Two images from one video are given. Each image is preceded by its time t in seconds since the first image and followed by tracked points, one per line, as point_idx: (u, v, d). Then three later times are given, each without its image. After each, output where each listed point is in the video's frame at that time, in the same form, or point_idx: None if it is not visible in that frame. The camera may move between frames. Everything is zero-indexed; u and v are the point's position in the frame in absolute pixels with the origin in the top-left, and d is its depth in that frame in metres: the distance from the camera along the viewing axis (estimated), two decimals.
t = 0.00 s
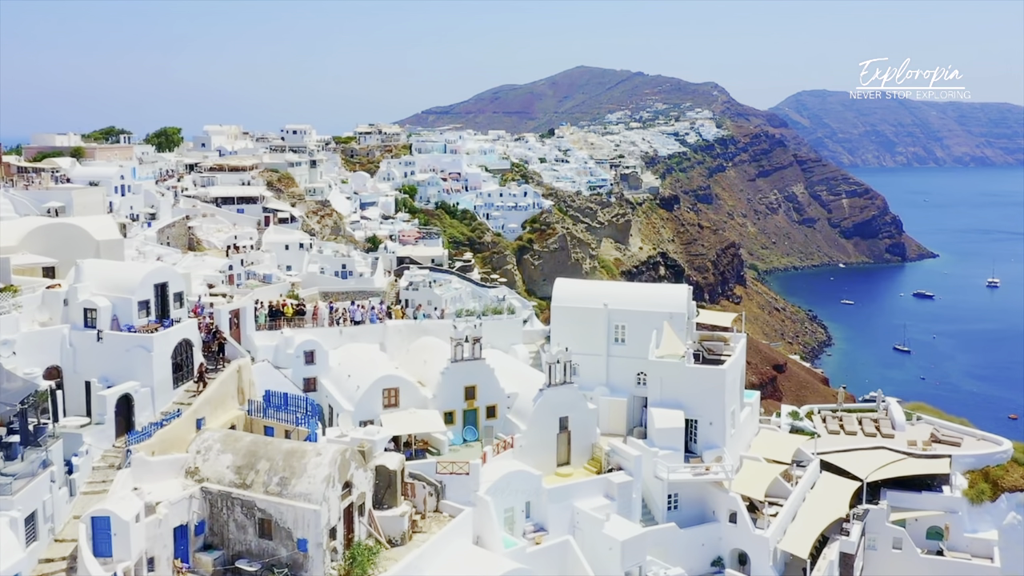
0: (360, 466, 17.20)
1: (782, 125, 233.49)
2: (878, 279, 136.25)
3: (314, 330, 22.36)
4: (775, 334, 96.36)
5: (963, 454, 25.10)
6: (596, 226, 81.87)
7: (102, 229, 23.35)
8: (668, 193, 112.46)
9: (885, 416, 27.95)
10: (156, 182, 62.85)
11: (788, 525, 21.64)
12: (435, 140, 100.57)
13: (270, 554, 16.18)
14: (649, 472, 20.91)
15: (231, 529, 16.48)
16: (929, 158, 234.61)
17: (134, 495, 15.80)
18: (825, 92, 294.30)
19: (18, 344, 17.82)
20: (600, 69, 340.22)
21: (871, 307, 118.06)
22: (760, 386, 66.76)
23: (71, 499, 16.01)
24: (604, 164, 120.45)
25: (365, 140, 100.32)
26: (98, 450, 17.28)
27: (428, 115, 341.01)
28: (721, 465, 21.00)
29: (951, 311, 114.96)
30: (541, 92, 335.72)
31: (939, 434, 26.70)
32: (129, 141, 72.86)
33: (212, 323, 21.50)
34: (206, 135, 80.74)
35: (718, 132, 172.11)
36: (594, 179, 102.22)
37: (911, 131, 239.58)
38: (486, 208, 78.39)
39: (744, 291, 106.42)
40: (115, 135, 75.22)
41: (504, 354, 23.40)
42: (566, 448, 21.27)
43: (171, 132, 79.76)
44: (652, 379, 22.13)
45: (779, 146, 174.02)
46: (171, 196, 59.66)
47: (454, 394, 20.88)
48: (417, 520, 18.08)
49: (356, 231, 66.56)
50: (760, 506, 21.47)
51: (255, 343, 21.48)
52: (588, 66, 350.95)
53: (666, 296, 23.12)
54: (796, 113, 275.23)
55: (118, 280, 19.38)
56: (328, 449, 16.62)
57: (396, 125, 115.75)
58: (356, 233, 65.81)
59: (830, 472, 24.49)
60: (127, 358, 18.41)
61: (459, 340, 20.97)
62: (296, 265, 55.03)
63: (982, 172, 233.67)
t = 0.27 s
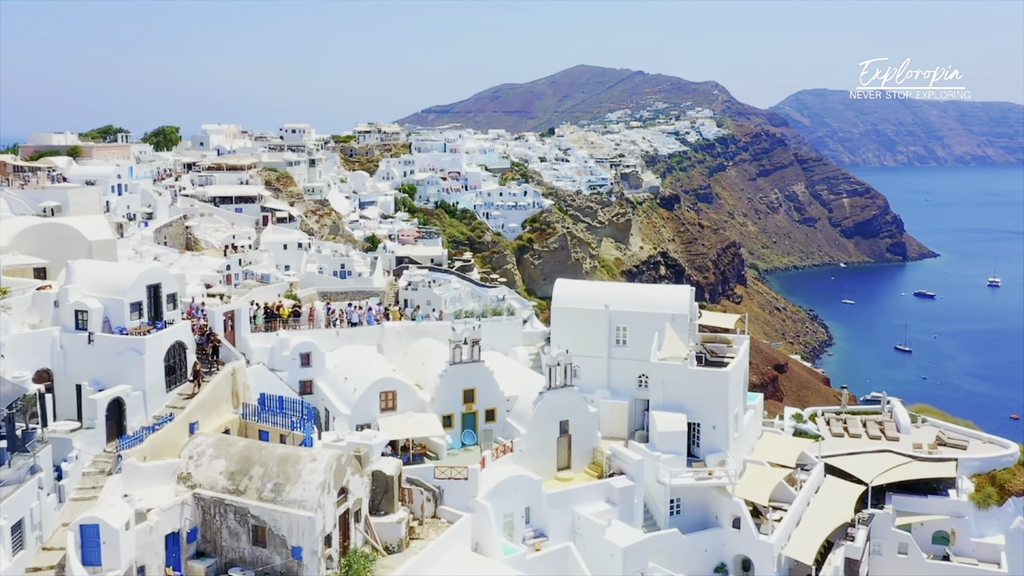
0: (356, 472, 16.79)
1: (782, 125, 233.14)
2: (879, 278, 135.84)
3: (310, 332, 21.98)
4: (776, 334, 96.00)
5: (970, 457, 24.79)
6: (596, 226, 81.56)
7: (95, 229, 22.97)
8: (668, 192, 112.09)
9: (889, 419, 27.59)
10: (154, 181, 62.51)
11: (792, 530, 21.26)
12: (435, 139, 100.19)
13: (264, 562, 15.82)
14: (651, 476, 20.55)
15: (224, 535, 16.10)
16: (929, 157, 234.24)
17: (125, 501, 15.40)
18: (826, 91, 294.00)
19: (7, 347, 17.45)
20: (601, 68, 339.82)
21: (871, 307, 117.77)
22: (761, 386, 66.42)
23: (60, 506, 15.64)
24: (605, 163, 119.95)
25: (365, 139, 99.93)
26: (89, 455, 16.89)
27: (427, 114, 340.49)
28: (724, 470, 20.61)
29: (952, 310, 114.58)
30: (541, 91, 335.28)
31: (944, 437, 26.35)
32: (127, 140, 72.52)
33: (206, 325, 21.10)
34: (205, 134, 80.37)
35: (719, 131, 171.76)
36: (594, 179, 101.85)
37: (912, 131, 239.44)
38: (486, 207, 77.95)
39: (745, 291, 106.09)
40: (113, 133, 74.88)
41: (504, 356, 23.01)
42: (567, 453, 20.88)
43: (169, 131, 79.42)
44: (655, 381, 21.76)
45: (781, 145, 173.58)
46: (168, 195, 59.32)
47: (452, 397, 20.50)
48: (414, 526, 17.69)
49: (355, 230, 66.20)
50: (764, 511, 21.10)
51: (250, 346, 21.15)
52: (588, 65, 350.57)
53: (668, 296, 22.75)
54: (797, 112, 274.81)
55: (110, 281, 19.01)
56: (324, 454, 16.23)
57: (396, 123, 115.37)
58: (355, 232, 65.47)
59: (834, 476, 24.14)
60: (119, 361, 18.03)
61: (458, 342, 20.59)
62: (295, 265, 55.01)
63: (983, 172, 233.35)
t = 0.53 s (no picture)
0: (352, 478, 16.38)
1: (783, 124, 232.71)
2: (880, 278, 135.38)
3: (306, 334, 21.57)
4: (777, 334, 95.60)
5: (977, 462, 24.41)
6: (597, 225, 81.13)
7: (87, 229, 22.58)
8: (669, 191, 111.64)
9: (894, 422, 27.22)
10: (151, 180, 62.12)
11: (797, 536, 20.88)
12: (435, 138, 99.79)
13: (257, 571, 15.42)
14: (653, 481, 20.15)
15: (216, 544, 15.70)
16: (930, 156, 233.81)
17: (114, 509, 15.01)
18: (826, 90, 293.56)
19: None
20: (601, 67, 339.28)
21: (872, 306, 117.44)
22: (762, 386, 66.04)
23: (48, 514, 15.25)
24: (605, 163, 119.48)
25: (364, 138, 99.51)
26: (78, 461, 16.48)
27: (427, 113, 339.86)
28: (728, 475, 20.20)
29: (953, 310, 114.20)
30: (541, 90, 334.68)
31: (950, 440, 25.96)
32: (124, 139, 72.13)
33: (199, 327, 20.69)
34: (203, 133, 79.95)
35: (719, 130, 171.30)
36: (594, 178, 101.39)
37: (912, 130, 239.05)
38: (486, 206, 77.48)
39: (746, 290, 105.67)
40: (111, 133, 74.46)
41: (504, 359, 22.59)
42: (568, 457, 20.47)
43: (167, 130, 79.01)
44: (657, 385, 21.35)
45: (781, 144, 173.14)
46: (166, 195, 58.91)
47: (450, 401, 20.09)
48: (411, 534, 17.28)
49: (354, 230, 65.81)
50: (768, 517, 20.68)
51: (245, 348, 20.76)
52: (588, 65, 350.15)
53: (670, 298, 22.36)
54: (797, 111, 274.34)
55: (101, 282, 18.60)
56: (319, 461, 15.80)
57: (395, 123, 114.89)
58: (354, 232, 65.06)
59: (839, 480, 23.72)
60: (110, 364, 17.63)
61: (457, 345, 20.19)
62: (293, 265, 54.92)
63: (985, 171, 232.93)
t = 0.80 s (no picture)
0: (348, 485, 15.92)
1: (784, 123, 232.34)
2: (881, 278, 134.89)
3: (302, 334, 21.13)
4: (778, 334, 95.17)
5: (985, 466, 24.02)
6: (597, 224, 80.72)
7: (78, 229, 22.16)
8: (669, 190, 111.19)
9: (901, 425, 26.82)
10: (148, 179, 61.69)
11: (802, 543, 20.47)
12: (434, 137, 99.35)
13: None
14: (656, 487, 19.74)
15: (208, 553, 15.29)
16: (931, 156, 233.27)
17: (102, 518, 14.61)
18: (827, 89, 293.12)
19: None
20: (601, 66, 338.77)
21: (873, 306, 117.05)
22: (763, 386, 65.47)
23: (34, 523, 14.85)
24: (605, 162, 118.99)
25: (364, 137, 99.11)
26: (67, 468, 16.07)
27: (427, 112, 339.33)
28: (732, 481, 19.78)
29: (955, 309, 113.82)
30: (541, 89, 334.10)
31: (957, 444, 25.56)
32: (122, 138, 71.73)
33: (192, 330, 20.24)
34: (201, 132, 79.52)
35: (720, 129, 170.77)
36: (594, 177, 100.94)
37: (913, 129, 238.69)
38: (486, 206, 77.04)
39: (746, 290, 105.25)
40: (108, 132, 74.07)
41: (503, 361, 22.13)
42: (569, 462, 20.05)
43: (165, 129, 78.62)
44: (659, 388, 20.91)
45: (782, 143, 172.70)
46: (163, 194, 58.51)
47: (449, 405, 19.65)
48: (408, 542, 16.86)
49: (353, 229, 65.39)
50: (773, 523, 20.25)
51: (240, 352, 20.32)
52: (588, 64, 349.72)
53: (674, 298, 21.91)
54: (798, 110, 273.87)
55: (91, 284, 18.17)
56: (313, 468, 15.35)
57: (394, 122, 114.42)
58: (352, 232, 64.57)
59: (844, 485, 23.31)
60: (99, 368, 17.21)
61: (455, 348, 19.73)
62: (292, 265, 54.67)
63: (986, 170, 232.49)
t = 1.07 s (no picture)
0: (343, 494, 15.42)
1: (785, 122, 231.91)
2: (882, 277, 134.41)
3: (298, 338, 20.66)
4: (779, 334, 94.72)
5: (993, 471, 23.60)
6: (598, 224, 80.25)
7: (70, 230, 21.73)
8: (669, 190, 110.73)
9: (907, 429, 26.41)
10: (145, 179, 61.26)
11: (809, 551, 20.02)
12: (434, 136, 98.86)
13: None
14: (659, 494, 19.27)
15: (198, 564, 14.81)
16: (932, 155, 232.88)
17: (88, 529, 14.14)
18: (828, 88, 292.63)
19: None
20: (602, 66, 338.28)
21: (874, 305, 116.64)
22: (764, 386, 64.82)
23: (18, 533, 14.38)
24: (606, 161, 118.53)
25: (363, 136, 98.66)
26: (53, 476, 15.58)
27: (428, 111, 338.77)
28: (737, 487, 19.28)
29: (956, 309, 113.34)
30: (541, 88, 333.47)
31: (966, 449, 25.10)
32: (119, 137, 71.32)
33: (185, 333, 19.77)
34: (199, 131, 79.07)
35: (721, 128, 170.23)
36: (595, 176, 100.44)
37: (914, 129, 238.21)
38: (486, 205, 76.55)
39: (747, 290, 104.79)
40: (106, 131, 73.66)
41: (503, 365, 21.66)
42: (570, 468, 19.61)
43: (163, 129, 78.21)
44: (662, 392, 20.44)
45: (783, 142, 172.23)
46: (160, 194, 58.08)
47: (448, 409, 19.19)
48: (405, 551, 16.39)
49: (352, 229, 64.93)
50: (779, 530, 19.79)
51: (233, 355, 19.83)
52: (588, 63, 349.16)
53: (677, 300, 21.45)
54: (799, 109, 273.35)
55: (80, 287, 17.70)
56: (307, 476, 14.84)
57: (394, 121, 113.96)
58: (351, 231, 64.13)
59: (851, 490, 22.87)
60: (88, 373, 16.72)
61: (454, 351, 19.23)
62: (290, 265, 54.33)
63: (987, 169, 232.02)
